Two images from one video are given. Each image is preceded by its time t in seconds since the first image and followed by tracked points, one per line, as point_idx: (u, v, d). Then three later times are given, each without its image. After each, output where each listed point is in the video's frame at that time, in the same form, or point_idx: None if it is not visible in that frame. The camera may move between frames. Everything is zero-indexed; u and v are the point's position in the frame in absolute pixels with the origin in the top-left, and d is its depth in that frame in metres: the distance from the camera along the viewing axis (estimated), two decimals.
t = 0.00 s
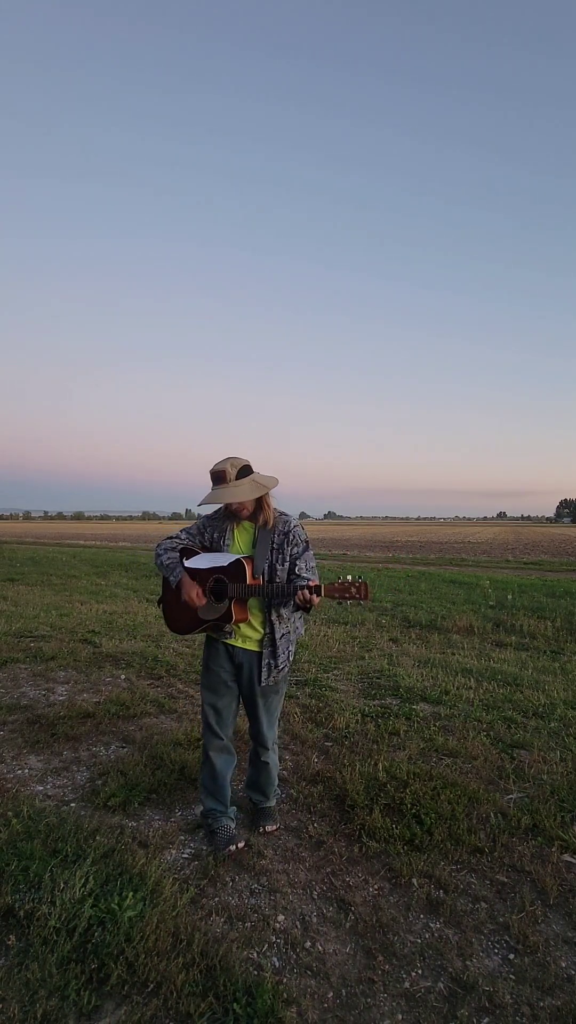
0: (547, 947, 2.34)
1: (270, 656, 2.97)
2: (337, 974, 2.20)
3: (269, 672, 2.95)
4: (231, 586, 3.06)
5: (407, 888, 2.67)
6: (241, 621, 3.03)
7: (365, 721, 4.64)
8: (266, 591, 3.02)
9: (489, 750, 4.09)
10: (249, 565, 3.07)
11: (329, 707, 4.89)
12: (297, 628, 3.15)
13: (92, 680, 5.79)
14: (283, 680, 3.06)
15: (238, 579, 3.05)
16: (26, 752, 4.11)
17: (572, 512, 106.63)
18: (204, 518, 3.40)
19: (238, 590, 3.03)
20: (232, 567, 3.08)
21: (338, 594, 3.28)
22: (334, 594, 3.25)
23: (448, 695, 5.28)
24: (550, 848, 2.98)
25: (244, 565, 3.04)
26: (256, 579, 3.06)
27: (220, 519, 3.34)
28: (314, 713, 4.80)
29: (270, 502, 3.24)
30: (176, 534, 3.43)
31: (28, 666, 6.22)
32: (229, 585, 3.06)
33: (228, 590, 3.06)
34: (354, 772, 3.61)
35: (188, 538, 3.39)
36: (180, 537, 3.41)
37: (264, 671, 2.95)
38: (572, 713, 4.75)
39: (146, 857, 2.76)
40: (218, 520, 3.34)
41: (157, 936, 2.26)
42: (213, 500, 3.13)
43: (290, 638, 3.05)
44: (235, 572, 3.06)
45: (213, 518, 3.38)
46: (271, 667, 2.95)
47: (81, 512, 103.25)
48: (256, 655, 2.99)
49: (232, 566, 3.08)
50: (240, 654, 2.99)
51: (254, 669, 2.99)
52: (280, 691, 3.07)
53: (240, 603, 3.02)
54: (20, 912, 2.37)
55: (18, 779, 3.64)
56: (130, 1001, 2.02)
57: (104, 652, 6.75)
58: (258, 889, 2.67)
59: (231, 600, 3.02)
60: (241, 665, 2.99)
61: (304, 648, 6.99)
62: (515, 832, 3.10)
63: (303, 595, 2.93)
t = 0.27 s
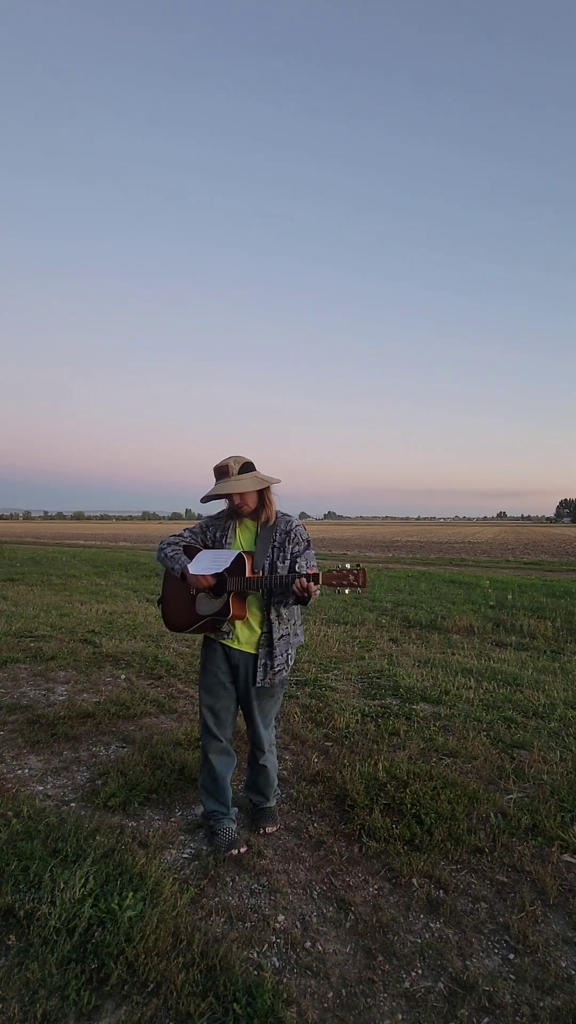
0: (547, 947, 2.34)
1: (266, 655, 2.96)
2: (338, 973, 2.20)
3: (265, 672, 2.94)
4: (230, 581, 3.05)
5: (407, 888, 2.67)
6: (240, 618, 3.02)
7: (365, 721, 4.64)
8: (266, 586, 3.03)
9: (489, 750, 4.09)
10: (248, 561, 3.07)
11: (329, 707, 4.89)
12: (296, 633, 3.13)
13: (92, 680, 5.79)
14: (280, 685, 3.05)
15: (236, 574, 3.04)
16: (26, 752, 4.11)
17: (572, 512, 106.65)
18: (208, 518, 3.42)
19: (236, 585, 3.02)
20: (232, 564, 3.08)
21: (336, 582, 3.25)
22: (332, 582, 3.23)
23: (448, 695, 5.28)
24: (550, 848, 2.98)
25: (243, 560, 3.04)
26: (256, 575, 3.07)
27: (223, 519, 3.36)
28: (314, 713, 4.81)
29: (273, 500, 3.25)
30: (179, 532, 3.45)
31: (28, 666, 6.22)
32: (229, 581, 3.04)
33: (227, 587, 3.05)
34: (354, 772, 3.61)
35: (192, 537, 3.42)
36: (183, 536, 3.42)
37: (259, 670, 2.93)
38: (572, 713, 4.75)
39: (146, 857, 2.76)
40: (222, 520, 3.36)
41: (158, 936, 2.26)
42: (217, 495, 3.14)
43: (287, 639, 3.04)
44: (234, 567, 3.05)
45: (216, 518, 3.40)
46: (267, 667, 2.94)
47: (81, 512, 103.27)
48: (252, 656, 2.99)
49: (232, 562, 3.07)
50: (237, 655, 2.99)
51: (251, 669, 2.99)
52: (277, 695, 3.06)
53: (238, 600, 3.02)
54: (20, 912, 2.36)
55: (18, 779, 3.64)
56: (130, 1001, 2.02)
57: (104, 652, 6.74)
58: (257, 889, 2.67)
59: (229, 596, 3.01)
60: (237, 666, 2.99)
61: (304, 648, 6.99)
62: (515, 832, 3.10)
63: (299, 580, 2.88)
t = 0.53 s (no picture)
0: (547, 947, 2.34)
1: (266, 656, 2.93)
2: (338, 973, 2.20)
3: (265, 673, 2.92)
4: (233, 579, 3.06)
5: (407, 888, 2.67)
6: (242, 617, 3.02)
7: (366, 721, 4.64)
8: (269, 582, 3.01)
9: (489, 750, 4.09)
10: (252, 559, 3.07)
11: (329, 707, 4.89)
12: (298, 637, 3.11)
13: (92, 680, 5.79)
14: (281, 687, 3.03)
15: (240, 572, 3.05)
16: (26, 752, 4.11)
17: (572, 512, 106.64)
18: (214, 518, 3.44)
19: (240, 583, 3.03)
20: (237, 564, 3.08)
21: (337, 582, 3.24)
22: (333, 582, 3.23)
23: (448, 695, 5.28)
24: (550, 848, 2.98)
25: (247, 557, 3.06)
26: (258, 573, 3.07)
27: (229, 518, 3.37)
28: (314, 713, 4.81)
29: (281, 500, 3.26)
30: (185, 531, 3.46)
31: (28, 666, 6.22)
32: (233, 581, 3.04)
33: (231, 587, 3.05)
34: (354, 772, 3.61)
35: (197, 536, 3.41)
36: (188, 535, 3.43)
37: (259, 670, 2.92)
38: (572, 713, 4.75)
39: (146, 857, 2.76)
40: (228, 520, 3.38)
41: (158, 936, 2.26)
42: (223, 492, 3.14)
43: (289, 641, 3.02)
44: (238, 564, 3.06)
45: (223, 518, 3.41)
46: (267, 667, 2.92)
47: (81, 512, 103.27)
48: (252, 657, 2.99)
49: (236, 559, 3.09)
50: (237, 655, 3.00)
51: (252, 669, 2.99)
52: (278, 697, 3.05)
53: (241, 599, 3.02)
54: (20, 912, 2.36)
55: (18, 779, 3.64)
56: (130, 1001, 2.02)
57: (104, 652, 6.74)
58: (257, 889, 2.67)
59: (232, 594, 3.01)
60: (237, 666, 3.00)
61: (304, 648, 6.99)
62: (515, 832, 3.10)
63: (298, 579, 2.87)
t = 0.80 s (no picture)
0: (547, 947, 2.34)
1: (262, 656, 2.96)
2: (338, 973, 2.20)
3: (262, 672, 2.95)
4: (235, 578, 3.05)
5: (407, 888, 2.67)
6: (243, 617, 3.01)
7: (366, 721, 4.64)
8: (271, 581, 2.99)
9: (489, 749, 4.09)
10: (254, 558, 3.07)
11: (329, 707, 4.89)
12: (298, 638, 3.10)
13: (92, 680, 5.79)
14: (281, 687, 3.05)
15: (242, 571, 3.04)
16: (26, 752, 4.11)
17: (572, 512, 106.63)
18: (219, 519, 3.46)
19: (241, 582, 3.02)
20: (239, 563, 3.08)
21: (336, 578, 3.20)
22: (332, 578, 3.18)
23: (448, 695, 5.28)
24: (550, 848, 2.98)
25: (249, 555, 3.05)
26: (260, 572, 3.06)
27: (233, 518, 3.38)
28: (314, 713, 4.81)
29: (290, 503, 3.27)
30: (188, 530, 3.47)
31: (28, 666, 6.22)
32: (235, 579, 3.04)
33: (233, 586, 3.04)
34: (354, 772, 3.61)
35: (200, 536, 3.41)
36: (192, 534, 3.44)
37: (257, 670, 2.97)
38: (572, 713, 4.75)
39: (146, 857, 2.76)
40: (233, 520, 3.39)
41: (158, 936, 2.26)
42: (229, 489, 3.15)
43: (286, 643, 3.02)
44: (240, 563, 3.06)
45: (228, 519, 3.43)
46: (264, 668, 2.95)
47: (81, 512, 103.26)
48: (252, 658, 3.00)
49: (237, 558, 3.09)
50: (240, 658, 2.99)
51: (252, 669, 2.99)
52: (276, 697, 3.07)
53: (243, 598, 3.02)
54: (20, 912, 2.36)
55: (19, 779, 3.64)
56: (130, 1002, 2.02)
57: (104, 652, 6.74)
58: (257, 889, 2.67)
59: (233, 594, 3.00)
60: (240, 667, 2.99)
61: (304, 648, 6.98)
62: (515, 832, 3.10)
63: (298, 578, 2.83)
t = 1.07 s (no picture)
0: (547, 947, 2.34)
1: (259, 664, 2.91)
2: (337, 974, 2.19)
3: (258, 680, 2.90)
4: (232, 580, 3.02)
5: (407, 888, 2.67)
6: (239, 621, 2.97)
7: (366, 721, 4.64)
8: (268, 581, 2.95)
9: (489, 749, 4.09)
10: (252, 559, 3.03)
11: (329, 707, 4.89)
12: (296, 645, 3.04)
13: (92, 680, 5.79)
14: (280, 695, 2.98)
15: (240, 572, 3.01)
16: (26, 752, 4.11)
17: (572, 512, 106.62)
18: (215, 520, 3.45)
19: (239, 585, 2.98)
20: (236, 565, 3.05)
21: (341, 573, 3.18)
22: (337, 574, 3.16)
23: (448, 695, 5.28)
24: (550, 848, 2.98)
25: (248, 556, 3.02)
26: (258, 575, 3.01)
27: (230, 519, 3.37)
28: (314, 713, 4.81)
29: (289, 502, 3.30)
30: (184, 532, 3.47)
31: (28, 666, 6.22)
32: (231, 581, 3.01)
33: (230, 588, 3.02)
34: (354, 772, 3.61)
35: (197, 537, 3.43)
36: (188, 536, 3.44)
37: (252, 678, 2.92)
38: (572, 713, 4.75)
39: (146, 857, 2.76)
40: (229, 521, 3.39)
41: (158, 936, 2.25)
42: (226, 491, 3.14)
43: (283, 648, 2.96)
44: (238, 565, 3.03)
45: (224, 519, 3.42)
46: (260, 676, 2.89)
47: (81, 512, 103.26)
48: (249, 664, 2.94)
49: (236, 560, 3.06)
50: (237, 665, 2.92)
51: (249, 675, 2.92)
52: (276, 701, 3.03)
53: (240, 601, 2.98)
54: (20, 912, 2.36)
55: (19, 779, 3.64)
56: (130, 1001, 2.02)
57: (104, 652, 6.74)
58: (257, 889, 2.67)
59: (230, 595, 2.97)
60: (239, 674, 2.92)
61: (304, 648, 6.99)
62: (515, 832, 3.10)
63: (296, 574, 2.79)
